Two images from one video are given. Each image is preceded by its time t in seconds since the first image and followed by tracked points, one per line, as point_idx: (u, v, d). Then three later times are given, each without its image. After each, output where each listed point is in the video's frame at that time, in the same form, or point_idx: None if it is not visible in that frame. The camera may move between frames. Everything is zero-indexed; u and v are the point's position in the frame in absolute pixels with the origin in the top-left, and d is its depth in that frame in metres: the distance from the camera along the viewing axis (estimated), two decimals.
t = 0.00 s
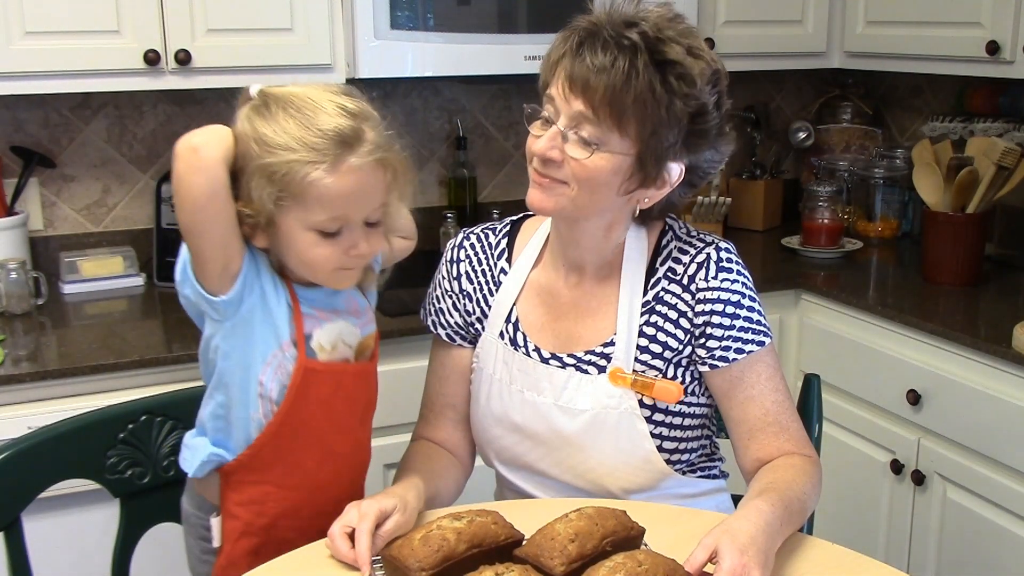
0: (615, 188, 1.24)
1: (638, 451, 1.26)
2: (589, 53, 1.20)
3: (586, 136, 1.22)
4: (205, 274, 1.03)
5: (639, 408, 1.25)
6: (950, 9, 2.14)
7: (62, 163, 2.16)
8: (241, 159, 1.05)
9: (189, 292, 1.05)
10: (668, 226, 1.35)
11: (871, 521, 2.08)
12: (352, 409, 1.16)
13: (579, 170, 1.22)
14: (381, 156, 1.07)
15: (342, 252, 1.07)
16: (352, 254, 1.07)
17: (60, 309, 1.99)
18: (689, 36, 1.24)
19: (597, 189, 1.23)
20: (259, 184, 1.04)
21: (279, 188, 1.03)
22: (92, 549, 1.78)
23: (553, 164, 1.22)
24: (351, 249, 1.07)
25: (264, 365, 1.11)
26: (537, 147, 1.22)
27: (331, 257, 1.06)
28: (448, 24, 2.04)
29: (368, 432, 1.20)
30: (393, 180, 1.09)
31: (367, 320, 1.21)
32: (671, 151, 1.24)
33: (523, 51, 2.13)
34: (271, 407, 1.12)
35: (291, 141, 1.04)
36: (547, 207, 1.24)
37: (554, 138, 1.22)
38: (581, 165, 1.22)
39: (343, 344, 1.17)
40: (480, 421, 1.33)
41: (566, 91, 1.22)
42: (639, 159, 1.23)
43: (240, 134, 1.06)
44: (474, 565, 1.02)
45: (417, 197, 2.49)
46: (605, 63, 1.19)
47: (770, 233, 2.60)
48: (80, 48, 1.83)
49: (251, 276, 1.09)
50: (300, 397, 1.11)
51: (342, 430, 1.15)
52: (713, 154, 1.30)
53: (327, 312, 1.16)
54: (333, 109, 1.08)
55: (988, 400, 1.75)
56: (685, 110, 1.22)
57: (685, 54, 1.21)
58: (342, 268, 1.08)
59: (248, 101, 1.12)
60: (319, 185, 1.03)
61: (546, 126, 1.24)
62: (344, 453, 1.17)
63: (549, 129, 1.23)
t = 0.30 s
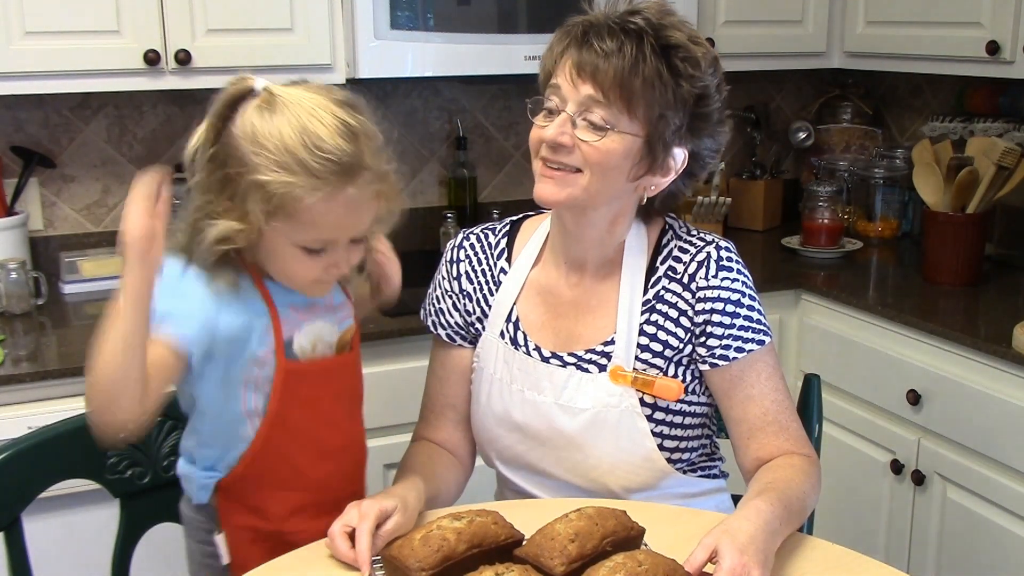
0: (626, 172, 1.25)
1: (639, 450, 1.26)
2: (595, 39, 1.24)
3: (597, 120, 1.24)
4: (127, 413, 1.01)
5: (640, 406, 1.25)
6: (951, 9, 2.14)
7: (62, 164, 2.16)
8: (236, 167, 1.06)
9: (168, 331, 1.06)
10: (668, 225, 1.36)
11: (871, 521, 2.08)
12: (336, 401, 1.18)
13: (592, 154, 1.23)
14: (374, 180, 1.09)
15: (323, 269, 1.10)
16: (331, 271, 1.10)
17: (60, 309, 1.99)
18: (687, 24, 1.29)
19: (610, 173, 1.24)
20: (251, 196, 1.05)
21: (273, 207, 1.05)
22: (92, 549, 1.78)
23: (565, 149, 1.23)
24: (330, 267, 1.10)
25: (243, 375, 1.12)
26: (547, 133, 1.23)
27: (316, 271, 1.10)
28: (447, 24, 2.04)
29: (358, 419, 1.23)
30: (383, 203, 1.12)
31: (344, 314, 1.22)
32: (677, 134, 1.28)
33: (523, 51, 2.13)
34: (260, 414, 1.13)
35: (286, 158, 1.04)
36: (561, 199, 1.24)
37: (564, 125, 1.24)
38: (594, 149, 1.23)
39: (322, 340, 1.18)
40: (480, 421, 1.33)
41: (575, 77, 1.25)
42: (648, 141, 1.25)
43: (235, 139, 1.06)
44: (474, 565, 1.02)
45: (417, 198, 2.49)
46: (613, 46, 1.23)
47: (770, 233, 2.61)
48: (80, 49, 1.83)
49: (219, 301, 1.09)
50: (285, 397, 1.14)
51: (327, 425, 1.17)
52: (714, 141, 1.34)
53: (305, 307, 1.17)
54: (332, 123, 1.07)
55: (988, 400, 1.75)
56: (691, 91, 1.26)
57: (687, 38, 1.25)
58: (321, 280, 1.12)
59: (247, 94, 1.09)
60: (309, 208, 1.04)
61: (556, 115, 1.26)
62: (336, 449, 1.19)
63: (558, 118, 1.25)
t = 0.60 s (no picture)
0: (630, 175, 1.26)
1: (641, 448, 1.26)
2: (592, 46, 1.24)
3: (599, 128, 1.24)
4: (188, 569, 0.98)
5: (642, 403, 1.25)
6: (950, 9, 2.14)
7: (63, 164, 2.16)
8: (274, 288, 0.93)
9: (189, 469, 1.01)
10: (669, 224, 1.36)
11: (871, 521, 2.08)
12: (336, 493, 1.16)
13: (598, 162, 1.23)
14: (418, 275, 0.97)
15: (377, 379, 0.96)
16: (386, 378, 0.97)
17: (60, 309, 2.00)
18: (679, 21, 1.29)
19: (616, 179, 1.25)
20: (293, 315, 0.93)
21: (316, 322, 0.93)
22: (92, 549, 1.78)
23: (570, 160, 1.23)
24: (386, 373, 0.97)
25: (255, 488, 1.09)
26: (552, 144, 1.23)
27: (366, 386, 0.96)
28: (447, 24, 2.04)
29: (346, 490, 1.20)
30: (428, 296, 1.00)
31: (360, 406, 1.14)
32: (677, 131, 1.28)
33: (522, 51, 2.13)
34: (260, 514, 1.13)
35: (325, 268, 0.91)
36: (570, 207, 1.25)
37: (567, 135, 1.24)
38: (599, 157, 1.23)
39: (340, 443, 1.13)
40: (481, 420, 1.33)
41: (574, 87, 1.25)
42: (651, 142, 1.26)
43: (270, 255, 0.93)
44: (475, 565, 1.02)
45: (417, 198, 2.49)
46: (611, 53, 1.22)
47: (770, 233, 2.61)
48: (81, 49, 1.83)
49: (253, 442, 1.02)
50: (289, 505, 1.12)
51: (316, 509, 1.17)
52: (712, 133, 1.35)
53: (335, 414, 1.08)
54: (370, 218, 0.95)
55: (988, 400, 1.75)
56: (689, 90, 1.26)
57: (680, 37, 1.25)
58: (375, 392, 0.97)
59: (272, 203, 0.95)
60: (355, 316, 0.93)
61: (557, 126, 1.26)
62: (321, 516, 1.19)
63: (560, 129, 1.25)
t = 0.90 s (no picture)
0: (640, 178, 1.27)
1: (641, 446, 1.26)
2: (597, 52, 1.23)
3: (611, 136, 1.24)
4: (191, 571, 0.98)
5: (642, 402, 1.26)
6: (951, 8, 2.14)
7: (62, 163, 2.16)
8: (279, 333, 0.97)
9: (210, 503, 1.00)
10: (669, 224, 1.36)
11: (871, 521, 2.08)
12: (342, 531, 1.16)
13: (613, 171, 1.24)
14: (430, 302, 0.98)
15: (402, 412, 0.96)
16: (414, 412, 0.97)
17: (60, 309, 2.00)
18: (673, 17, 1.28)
19: (628, 184, 1.26)
20: (302, 356, 0.96)
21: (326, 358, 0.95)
22: (91, 549, 1.78)
23: (585, 170, 1.24)
24: (411, 406, 0.96)
25: (266, 522, 1.09)
26: (567, 157, 1.23)
27: (393, 420, 0.96)
28: (447, 24, 2.04)
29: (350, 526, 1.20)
30: (446, 324, 1.00)
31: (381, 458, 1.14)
32: (679, 128, 1.29)
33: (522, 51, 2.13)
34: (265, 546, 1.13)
35: (324, 305, 0.94)
36: (585, 216, 1.26)
37: (580, 146, 1.24)
38: (612, 166, 1.24)
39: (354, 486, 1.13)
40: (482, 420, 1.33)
41: (585, 95, 1.24)
42: (658, 143, 1.27)
43: (276, 303, 0.98)
44: (475, 565, 1.02)
45: (417, 198, 2.49)
46: (620, 58, 1.22)
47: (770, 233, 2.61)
48: (80, 48, 1.83)
49: (278, 490, 1.02)
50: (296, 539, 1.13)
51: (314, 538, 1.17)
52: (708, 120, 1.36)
53: (357, 463, 1.08)
54: (372, 251, 0.98)
55: (988, 400, 1.75)
56: (690, 86, 1.27)
57: (679, 36, 1.25)
58: (404, 429, 0.97)
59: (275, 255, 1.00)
60: (366, 347, 0.94)
61: (568, 137, 1.26)
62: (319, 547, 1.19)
63: (571, 140, 1.25)
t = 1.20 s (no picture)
0: (645, 170, 1.27)
1: (641, 446, 1.26)
2: (602, 45, 1.23)
3: (617, 128, 1.24)
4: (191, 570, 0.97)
5: (642, 402, 1.26)
6: (951, 8, 2.14)
7: (62, 163, 2.16)
8: (257, 290, 0.91)
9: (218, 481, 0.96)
10: (669, 224, 1.36)
11: (871, 521, 2.08)
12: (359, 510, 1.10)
13: (622, 163, 1.24)
14: (403, 221, 0.93)
15: (403, 337, 0.91)
16: (414, 335, 0.91)
17: (60, 309, 2.00)
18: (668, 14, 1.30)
19: (634, 177, 1.26)
20: (285, 302, 0.90)
21: (311, 298, 0.90)
22: (91, 549, 1.78)
23: (593, 164, 1.23)
24: (409, 329, 0.91)
25: (279, 505, 1.04)
26: (575, 150, 1.23)
27: (394, 346, 0.91)
28: (447, 24, 2.04)
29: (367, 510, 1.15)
30: (423, 241, 0.94)
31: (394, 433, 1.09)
32: (680, 122, 1.30)
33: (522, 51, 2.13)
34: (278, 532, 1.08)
35: (298, 246, 0.89)
36: (593, 209, 1.25)
37: (588, 139, 1.24)
38: (619, 157, 1.24)
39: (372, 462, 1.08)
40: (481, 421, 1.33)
41: (591, 88, 1.24)
42: (660, 136, 1.28)
43: (249, 264, 0.91)
44: (475, 565, 1.02)
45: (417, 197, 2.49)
46: (626, 52, 1.23)
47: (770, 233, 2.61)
48: (80, 48, 1.83)
49: (290, 462, 0.97)
50: (314, 519, 1.08)
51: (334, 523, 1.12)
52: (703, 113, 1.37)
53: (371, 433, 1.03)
54: (333, 186, 0.93)
55: (988, 400, 1.75)
56: (690, 82, 1.29)
57: (678, 29, 1.26)
58: (408, 357, 0.92)
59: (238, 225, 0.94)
60: (347, 272, 0.89)
61: (574, 132, 1.25)
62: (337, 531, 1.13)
63: (577, 133, 1.25)
